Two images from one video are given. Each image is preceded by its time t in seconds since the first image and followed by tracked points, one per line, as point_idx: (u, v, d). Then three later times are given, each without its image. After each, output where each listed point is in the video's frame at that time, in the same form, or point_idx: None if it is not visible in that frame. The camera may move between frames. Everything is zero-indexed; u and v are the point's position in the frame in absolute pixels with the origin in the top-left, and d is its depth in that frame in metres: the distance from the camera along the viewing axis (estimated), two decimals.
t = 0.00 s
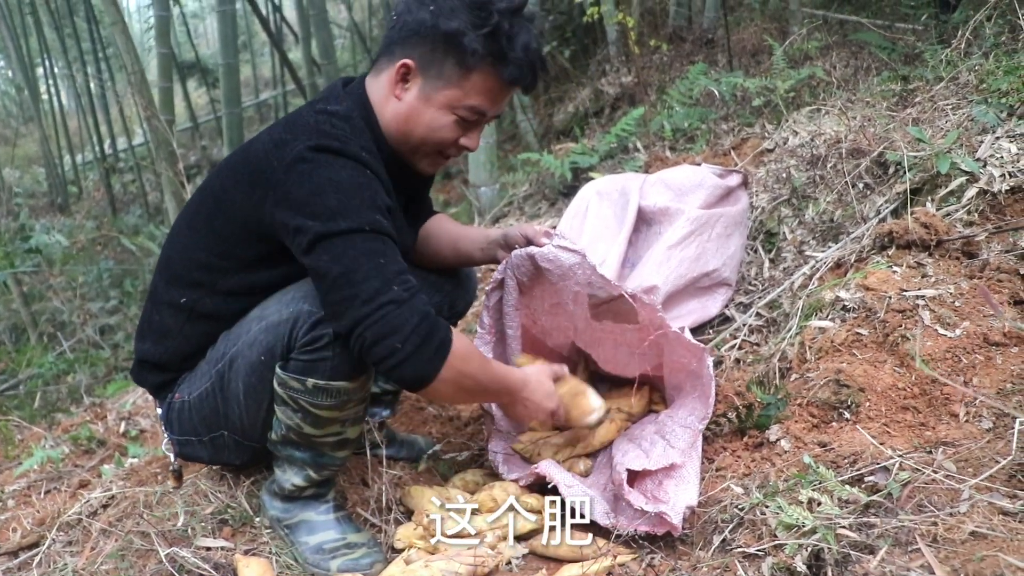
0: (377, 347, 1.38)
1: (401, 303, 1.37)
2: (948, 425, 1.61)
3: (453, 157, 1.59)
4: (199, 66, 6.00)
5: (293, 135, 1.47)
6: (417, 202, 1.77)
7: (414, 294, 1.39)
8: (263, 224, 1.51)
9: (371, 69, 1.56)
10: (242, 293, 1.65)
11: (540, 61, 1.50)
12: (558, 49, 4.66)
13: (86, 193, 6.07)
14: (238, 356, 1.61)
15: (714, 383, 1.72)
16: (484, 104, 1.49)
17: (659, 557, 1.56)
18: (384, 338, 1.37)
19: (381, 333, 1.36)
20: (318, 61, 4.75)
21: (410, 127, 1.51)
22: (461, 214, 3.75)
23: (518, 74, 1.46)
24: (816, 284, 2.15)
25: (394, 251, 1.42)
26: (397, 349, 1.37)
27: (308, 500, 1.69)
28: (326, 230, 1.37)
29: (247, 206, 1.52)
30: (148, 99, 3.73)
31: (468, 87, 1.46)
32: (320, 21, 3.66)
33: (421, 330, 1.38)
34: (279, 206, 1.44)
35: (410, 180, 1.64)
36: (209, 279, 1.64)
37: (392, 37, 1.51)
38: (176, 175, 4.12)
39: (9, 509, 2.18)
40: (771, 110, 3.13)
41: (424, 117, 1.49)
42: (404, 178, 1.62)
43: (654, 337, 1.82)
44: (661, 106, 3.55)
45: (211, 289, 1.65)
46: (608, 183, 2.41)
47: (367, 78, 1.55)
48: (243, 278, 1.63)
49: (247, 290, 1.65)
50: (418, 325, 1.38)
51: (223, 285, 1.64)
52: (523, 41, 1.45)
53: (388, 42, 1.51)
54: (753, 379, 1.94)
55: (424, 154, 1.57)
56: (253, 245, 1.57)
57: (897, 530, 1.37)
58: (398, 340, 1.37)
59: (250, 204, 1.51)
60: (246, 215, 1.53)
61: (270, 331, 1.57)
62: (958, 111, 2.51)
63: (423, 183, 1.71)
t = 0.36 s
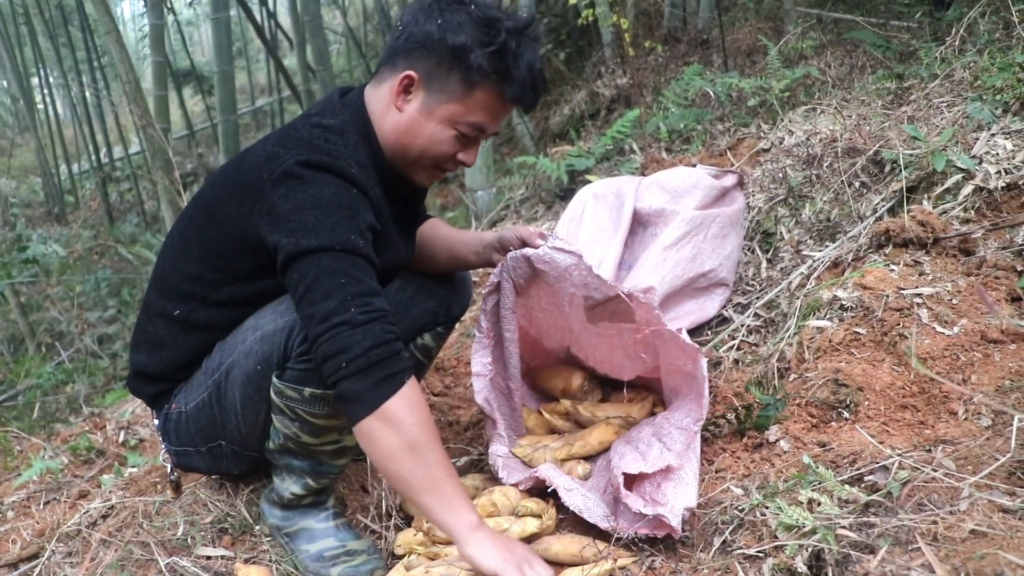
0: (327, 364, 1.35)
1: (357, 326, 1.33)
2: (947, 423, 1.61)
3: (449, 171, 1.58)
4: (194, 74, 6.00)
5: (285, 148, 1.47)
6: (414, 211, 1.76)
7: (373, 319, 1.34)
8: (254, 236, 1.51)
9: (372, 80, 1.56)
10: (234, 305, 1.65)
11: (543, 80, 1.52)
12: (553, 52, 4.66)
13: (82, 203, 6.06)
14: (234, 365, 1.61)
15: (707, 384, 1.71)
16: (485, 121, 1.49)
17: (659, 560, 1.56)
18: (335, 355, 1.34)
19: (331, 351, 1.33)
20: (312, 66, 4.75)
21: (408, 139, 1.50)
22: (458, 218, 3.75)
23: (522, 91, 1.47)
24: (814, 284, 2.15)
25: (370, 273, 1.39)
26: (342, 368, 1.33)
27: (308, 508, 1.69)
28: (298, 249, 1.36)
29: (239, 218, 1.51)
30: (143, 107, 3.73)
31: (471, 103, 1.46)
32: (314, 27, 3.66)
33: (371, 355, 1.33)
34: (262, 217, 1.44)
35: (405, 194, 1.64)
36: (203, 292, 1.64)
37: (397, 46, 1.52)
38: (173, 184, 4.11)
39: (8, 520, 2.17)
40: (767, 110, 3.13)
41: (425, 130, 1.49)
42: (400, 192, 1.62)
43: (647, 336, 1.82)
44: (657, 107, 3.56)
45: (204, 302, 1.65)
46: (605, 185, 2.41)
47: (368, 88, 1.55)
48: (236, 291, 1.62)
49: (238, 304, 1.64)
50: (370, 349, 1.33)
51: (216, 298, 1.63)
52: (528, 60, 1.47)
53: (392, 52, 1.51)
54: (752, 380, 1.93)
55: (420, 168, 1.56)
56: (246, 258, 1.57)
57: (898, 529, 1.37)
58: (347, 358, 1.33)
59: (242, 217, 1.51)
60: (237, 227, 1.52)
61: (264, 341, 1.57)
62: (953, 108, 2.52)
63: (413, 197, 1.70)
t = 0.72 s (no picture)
0: (309, 360, 1.33)
1: (337, 319, 1.30)
2: (943, 423, 1.61)
3: (438, 183, 1.60)
4: (192, 76, 5.99)
5: (277, 146, 1.47)
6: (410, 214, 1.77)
7: (354, 312, 1.31)
8: (248, 236, 1.50)
9: (372, 83, 1.56)
10: (229, 305, 1.65)
11: (542, 106, 1.50)
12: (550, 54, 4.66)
13: (79, 206, 6.05)
14: (229, 369, 1.61)
15: (708, 387, 1.72)
16: (478, 142, 1.49)
17: (656, 560, 1.56)
18: (316, 351, 1.31)
19: (311, 348, 1.31)
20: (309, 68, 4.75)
21: (399, 150, 1.51)
22: (455, 220, 3.75)
23: (517, 119, 1.46)
24: (811, 284, 2.15)
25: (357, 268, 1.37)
26: (322, 366, 1.31)
27: (305, 510, 1.68)
28: (284, 243, 1.34)
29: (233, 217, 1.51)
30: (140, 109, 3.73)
31: (463, 125, 1.46)
32: (311, 29, 3.66)
33: (352, 350, 1.30)
34: (254, 215, 1.43)
35: (397, 199, 1.65)
36: (198, 292, 1.63)
37: (397, 55, 1.51)
38: (169, 185, 4.11)
39: (5, 523, 2.17)
40: (763, 111, 3.14)
41: (415, 145, 1.50)
42: (392, 199, 1.64)
43: (646, 345, 1.83)
44: (654, 108, 3.55)
45: (199, 301, 1.65)
46: (602, 186, 2.41)
47: (366, 92, 1.55)
48: (231, 291, 1.63)
49: (232, 303, 1.65)
50: (352, 343, 1.30)
51: (211, 296, 1.63)
52: (527, 85, 1.44)
53: (391, 60, 1.50)
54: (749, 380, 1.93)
55: (409, 177, 1.57)
56: (240, 258, 1.57)
57: (893, 529, 1.37)
58: (327, 356, 1.31)
59: (237, 217, 1.50)
60: (232, 227, 1.52)
61: (261, 345, 1.57)
62: (950, 109, 2.52)
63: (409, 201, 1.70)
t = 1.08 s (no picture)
0: (375, 386, 1.42)
1: (407, 347, 1.43)
2: (942, 424, 1.61)
3: (437, 185, 1.60)
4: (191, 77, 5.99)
5: (286, 157, 1.45)
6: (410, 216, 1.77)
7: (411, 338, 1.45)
8: (253, 241, 1.51)
9: (368, 84, 1.54)
10: (232, 309, 1.66)
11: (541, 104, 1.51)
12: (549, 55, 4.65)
13: (79, 206, 6.05)
14: (238, 367, 1.61)
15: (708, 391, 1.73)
16: (477, 144, 1.50)
17: (656, 561, 1.57)
18: (383, 379, 1.42)
19: (382, 374, 1.41)
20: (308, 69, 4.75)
21: (401, 154, 1.50)
22: (455, 221, 3.75)
23: (519, 120, 1.47)
24: (810, 285, 2.15)
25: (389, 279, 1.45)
26: (394, 391, 1.42)
27: (306, 510, 1.68)
28: (321, 265, 1.39)
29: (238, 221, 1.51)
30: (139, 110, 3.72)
31: (465, 129, 1.46)
32: (310, 30, 3.65)
33: (418, 374, 1.44)
34: (273, 232, 1.44)
35: (399, 198, 1.66)
36: (202, 295, 1.64)
37: (395, 59, 1.49)
38: (169, 186, 4.11)
39: (4, 524, 2.17)
40: (762, 112, 3.14)
41: (418, 149, 1.49)
42: (394, 198, 1.64)
43: (645, 348, 1.83)
44: (653, 109, 3.55)
45: (203, 304, 1.65)
46: (602, 187, 2.41)
47: (364, 94, 1.54)
48: (238, 295, 1.64)
49: (237, 307, 1.66)
50: (417, 368, 1.45)
51: (214, 301, 1.64)
52: (528, 87, 1.46)
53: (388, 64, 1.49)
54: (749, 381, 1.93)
55: (411, 179, 1.57)
56: (245, 263, 1.57)
57: (892, 530, 1.37)
58: (397, 382, 1.42)
59: (242, 221, 1.50)
60: (236, 231, 1.52)
61: (272, 343, 1.58)
62: (949, 110, 2.52)
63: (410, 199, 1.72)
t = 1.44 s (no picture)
0: (345, 387, 1.40)
1: (378, 349, 1.39)
2: (941, 424, 1.61)
3: (442, 186, 1.61)
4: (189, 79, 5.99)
5: (283, 159, 1.45)
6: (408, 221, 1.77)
7: (390, 340, 1.40)
8: (250, 245, 1.50)
9: (373, 88, 1.54)
10: (230, 314, 1.65)
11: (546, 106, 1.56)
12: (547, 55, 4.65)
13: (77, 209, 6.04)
14: (232, 372, 1.61)
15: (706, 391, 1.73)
16: (489, 144, 1.53)
17: (656, 562, 1.57)
18: (355, 379, 1.39)
19: (352, 375, 1.38)
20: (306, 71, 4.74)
21: (415, 157, 1.51)
22: (453, 221, 3.75)
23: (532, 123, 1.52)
24: (809, 285, 2.16)
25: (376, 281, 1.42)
26: (364, 393, 1.39)
27: (305, 513, 1.68)
28: (305, 264, 1.37)
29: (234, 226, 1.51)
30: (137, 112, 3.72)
31: (481, 130, 1.49)
32: (308, 31, 3.65)
33: (390, 377, 1.40)
34: (264, 234, 1.44)
35: (400, 202, 1.65)
36: (199, 300, 1.64)
37: (408, 63, 1.49)
38: (167, 189, 4.10)
39: (3, 528, 2.16)
40: (760, 111, 3.14)
41: (433, 151, 1.50)
42: (396, 201, 1.63)
43: (643, 347, 1.83)
44: (651, 109, 3.55)
45: (201, 308, 1.65)
46: (599, 189, 2.41)
47: (369, 99, 1.53)
48: (234, 300, 1.63)
49: (234, 312, 1.65)
50: (391, 371, 1.40)
51: (212, 306, 1.64)
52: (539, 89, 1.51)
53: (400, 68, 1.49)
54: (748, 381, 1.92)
55: (418, 182, 1.57)
56: (242, 267, 1.57)
57: (893, 530, 1.37)
58: (367, 384, 1.39)
59: (238, 225, 1.50)
60: (233, 235, 1.52)
61: (265, 348, 1.57)
62: (946, 109, 2.52)
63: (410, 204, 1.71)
